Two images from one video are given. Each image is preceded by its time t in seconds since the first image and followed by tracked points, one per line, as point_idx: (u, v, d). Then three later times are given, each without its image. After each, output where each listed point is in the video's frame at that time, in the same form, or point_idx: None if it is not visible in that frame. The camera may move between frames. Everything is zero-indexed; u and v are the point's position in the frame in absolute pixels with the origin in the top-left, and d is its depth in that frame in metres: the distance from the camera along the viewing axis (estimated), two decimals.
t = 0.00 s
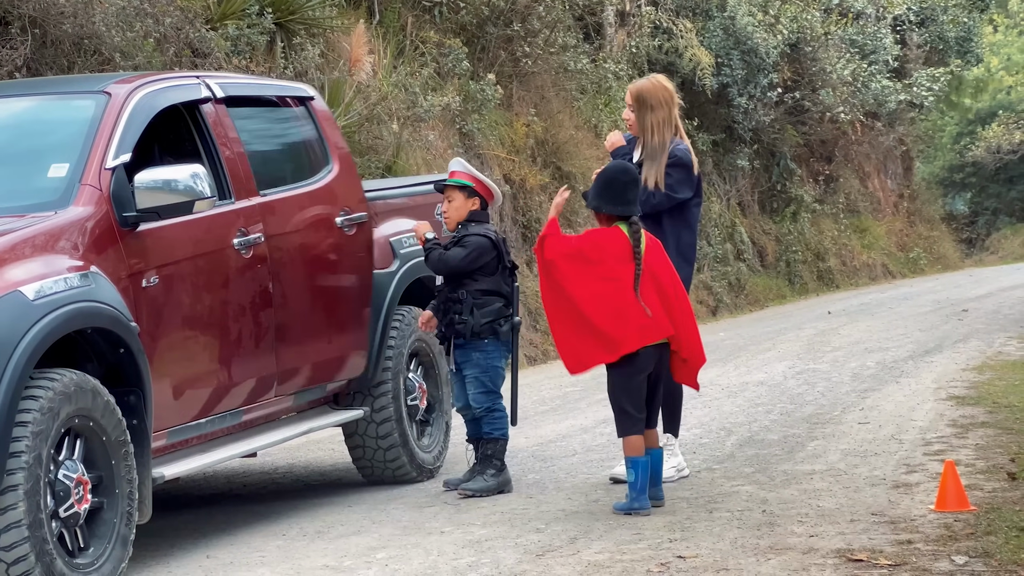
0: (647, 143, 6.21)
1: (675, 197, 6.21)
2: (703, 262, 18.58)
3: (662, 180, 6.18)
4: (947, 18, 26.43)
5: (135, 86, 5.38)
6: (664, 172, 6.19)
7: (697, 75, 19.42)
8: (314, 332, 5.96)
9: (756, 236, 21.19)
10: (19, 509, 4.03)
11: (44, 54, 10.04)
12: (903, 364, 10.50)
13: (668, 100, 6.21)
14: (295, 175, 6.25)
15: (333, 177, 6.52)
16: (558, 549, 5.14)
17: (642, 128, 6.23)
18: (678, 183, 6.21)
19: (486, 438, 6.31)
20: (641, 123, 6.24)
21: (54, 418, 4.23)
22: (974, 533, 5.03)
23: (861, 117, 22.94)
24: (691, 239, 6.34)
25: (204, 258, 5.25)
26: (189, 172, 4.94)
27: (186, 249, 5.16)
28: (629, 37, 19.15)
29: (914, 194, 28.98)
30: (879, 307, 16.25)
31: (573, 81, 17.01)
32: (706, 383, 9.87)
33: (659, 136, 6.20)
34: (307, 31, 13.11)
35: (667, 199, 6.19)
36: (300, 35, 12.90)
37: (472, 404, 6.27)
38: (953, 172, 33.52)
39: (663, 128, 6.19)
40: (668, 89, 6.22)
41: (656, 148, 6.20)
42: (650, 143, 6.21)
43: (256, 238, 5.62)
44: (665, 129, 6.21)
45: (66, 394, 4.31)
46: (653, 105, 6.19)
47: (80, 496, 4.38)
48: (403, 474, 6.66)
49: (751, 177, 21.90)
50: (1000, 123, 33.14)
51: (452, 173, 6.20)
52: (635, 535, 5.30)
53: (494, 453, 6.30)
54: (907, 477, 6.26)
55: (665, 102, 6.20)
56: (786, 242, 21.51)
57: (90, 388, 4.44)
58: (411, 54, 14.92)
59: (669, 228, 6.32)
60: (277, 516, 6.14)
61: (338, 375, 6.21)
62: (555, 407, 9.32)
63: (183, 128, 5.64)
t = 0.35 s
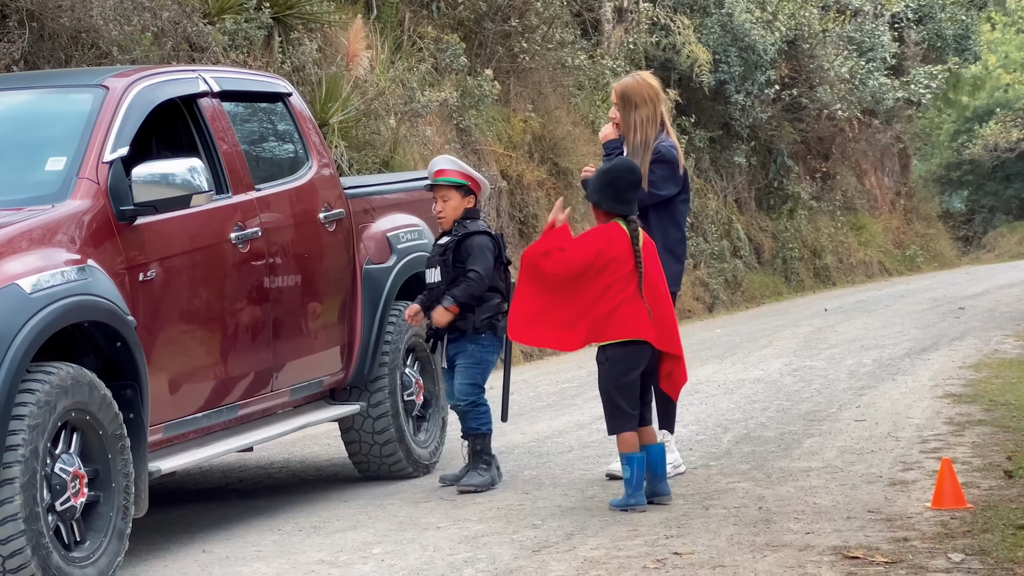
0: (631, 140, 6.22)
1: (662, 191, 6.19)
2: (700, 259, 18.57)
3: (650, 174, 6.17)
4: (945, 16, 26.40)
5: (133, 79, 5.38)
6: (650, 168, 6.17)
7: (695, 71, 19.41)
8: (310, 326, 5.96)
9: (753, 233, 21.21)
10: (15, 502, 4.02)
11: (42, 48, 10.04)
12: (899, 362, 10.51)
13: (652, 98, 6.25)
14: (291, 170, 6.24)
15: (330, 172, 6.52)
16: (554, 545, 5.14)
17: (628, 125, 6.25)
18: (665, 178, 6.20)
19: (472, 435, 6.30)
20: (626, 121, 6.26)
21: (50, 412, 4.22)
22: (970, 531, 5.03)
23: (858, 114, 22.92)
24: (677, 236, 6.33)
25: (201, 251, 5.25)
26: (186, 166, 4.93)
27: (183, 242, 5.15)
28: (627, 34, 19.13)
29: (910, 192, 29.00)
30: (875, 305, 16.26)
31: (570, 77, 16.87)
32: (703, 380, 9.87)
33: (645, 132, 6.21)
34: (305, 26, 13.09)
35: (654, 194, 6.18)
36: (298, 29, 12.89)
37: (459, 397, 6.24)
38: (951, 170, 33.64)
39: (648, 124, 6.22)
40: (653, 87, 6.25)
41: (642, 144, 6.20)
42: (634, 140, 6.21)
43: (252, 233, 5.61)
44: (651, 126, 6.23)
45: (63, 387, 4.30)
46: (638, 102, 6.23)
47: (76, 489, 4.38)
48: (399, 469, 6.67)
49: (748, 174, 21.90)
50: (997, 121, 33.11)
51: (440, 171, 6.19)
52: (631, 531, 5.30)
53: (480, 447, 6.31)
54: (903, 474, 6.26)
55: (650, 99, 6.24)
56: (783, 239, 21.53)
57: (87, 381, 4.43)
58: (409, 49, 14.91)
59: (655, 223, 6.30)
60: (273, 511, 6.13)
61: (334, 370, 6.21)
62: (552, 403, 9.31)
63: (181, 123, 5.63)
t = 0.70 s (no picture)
0: (638, 133, 6.19)
1: (669, 184, 6.21)
2: (699, 254, 18.55)
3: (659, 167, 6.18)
4: (945, 12, 26.39)
5: (134, 72, 5.37)
6: (660, 161, 6.20)
7: (695, 67, 19.41)
8: (309, 320, 5.96)
9: (752, 228, 21.21)
10: (15, 494, 4.02)
11: (42, 40, 10.04)
12: (898, 358, 10.51)
13: (654, 90, 6.23)
14: (292, 164, 6.24)
15: (330, 165, 6.52)
16: (553, 540, 5.14)
17: (632, 118, 6.21)
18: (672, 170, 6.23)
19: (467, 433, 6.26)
20: (630, 114, 6.22)
21: (50, 404, 4.22)
22: (970, 527, 5.04)
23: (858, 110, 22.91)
24: (679, 227, 6.35)
25: (201, 244, 5.25)
26: (186, 160, 4.94)
27: (184, 235, 5.15)
28: (627, 29, 19.13)
29: (910, 188, 29.01)
30: (874, 301, 16.27)
31: (570, 72, 16.86)
32: (701, 376, 9.87)
33: (650, 125, 6.19)
34: (305, 20, 13.07)
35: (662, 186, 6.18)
36: (298, 23, 12.86)
37: (463, 395, 6.16)
38: (950, 166, 33.69)
39: (653, 117, 6.20)
40: (653, 79, 6.26)
41: (648, 137, 6.19)
42: (640, 133, 6.19)
43: (253, 227, 5.60)
44: (655, 119, 6.21)
45: (63, 380, 4.30)
46: (643, 94, 6.19)
47: (76, 482, 4.38)
48: (398, 464, 6.68)
49: (748, 169, 21.89)
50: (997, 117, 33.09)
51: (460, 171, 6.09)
52: (630, 526, 5.30)
53: (471, 446, 6.27)
54: (902, 470, 6.27)
55: (652, 91, 6.22)
56: (782, 235, 21.53)
57: (87, 374, 4.43)
58: (409, 44, 14.90)
59: (659, 217, 6.31)
60: (271, 504, 6.13)
61: (334, 364, 6.21)
62: (551, 398, 9.31)
63: (182, 116, 5.63)
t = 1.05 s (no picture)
0: (654, 126, 6.23)
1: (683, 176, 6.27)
2: (699, 251, 18.54)
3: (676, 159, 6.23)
4: (946, 9, 26.34)
5: (135, 68, 5.37)
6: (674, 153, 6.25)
7: (696, 64, 19.41)
8: (309, 316, 5.96)
9: (753, 225, 21.22)
10: (15, 490, 4.02)
11: (43, 36, 10.04)
12: (899, 355, 10.50)
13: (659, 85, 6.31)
14: (292, 160, 6.24)
15: (331, 161, 6.52)
16: (553, 536, 5.15)
17: (645, 111, 6.25)
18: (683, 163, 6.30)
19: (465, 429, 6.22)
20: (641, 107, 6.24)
21: (51, 399, 4.23)
22: (969, 524, 5.04)
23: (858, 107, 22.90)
24: (679, 222, 6.39)
25: (202, 241, 5.25)
26: (187, 156, 4.94)
27: (184, 232, 5.15)
28: (627, 26, 19.12)
29: (910, 185, 29.00)
30: (874, 298, 16.27)
31: (570, 68, 16.79)
32: (701, 373, 9.88)
33: (661, 119, 6.26)
34: (305, 16, 13.07)
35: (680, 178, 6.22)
36: (299, 19, 12.86)
37: (471, 392, 6.10)
38: (950, 164, 33.80)
39: (661, 111, 6.27)
40: (657, 75, 6.33)
41: (662, 131, 6.24)
42: (657, 126, 6.23)
43: (253, 223, 5.60)
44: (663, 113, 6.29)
45: (63, 375, 4.30)
46: (653, 88, 6.25)
47: (76, 477, 4.38)
48: (399, 459, 6.70)
49: (748, 166, 21.88)
50: (998, 115, 33.06)
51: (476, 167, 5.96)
52: (630, 523, 5.31)
53: (472, 442, 6.27)
54: (902, 467, 6.27)
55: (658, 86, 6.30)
56: (782, 232, 21.53)
57: (87, 369, 4.43)
58: (410, 40, 14.91)
59: (669, 209, 6.31)
60: (271, 500, 6.14)
61: (334, 360, 6.21)
62: (551, 394, 9.32)
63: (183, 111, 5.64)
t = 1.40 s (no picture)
0: (646, 124, 6.22)
1: (676, 176, 6.25)
2: (698, 249, 18.56)
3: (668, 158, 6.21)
4: (945, 7, 26.27)
5: (134, 66, 5.37)
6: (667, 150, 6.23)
7: (694, 61, 19.43)
8: (308, 314, 5.96)
9: (751, 223, 21.22)
10: (14, 488, 4.02)
11: (42, 34, 10.05)
12: (896, 353, 10.51)
13: (654, 84, 6.31)
14: (291, 158, 6.24)
15: (330, 160, 6.52)
16: (552, 534, 5.15)
17: (636, 109, 6.25)
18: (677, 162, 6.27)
19: (451, 427, 6.22)
20: (633, 105, 6.26)
21: (49, 398, 4.23)
22: (967, 522, 5.05)
23: (857, 105, 22.90)
24: (673, 223, 6.35)
25: (201, 239, 5.25)
26: (186, 154, 4.93)
27: (183, 230, 5.15)
28: (626, 24, 19.11)
29: (908, 183, 29.00)
30: (872, 296, 16.28)
31: (569, 66, 16.81)
32: (700, 370, 9.89)
33: (655, 117, 6.25)
34: (304, 14, 13.05)
35: (672, 177, 6.19)
36: (298, 17, 12.87)
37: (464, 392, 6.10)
38: (949, 162, 33.84)
39: (656, 109, 6.26)
40: (653, 74, 6.32)
41: (654, 128, 6.23)
42: (648, 124, 6.22)
43: (252, 221, 5.60)
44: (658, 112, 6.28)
45: (61, 373, 4.30)
46: (646, 86, 6.25)
47: (75, 476, 4.38)
48: (397, 457, 6.71)
49: (747, 164, 21.88)
50: (996, 112, 33.06)
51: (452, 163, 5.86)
52: (629, 521, 5.31)
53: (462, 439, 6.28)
54: (900, 465, 6.27)
55: (653, 85, 6.30)
56: (781, 230, 21.54)
57: (85, 367, 4.43)
58: (409, 37, 14.90)
59: (661, 208, 6.28)
60: (270, 497, 6.14)
61: (333, 357, 6.21)
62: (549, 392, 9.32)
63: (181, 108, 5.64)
